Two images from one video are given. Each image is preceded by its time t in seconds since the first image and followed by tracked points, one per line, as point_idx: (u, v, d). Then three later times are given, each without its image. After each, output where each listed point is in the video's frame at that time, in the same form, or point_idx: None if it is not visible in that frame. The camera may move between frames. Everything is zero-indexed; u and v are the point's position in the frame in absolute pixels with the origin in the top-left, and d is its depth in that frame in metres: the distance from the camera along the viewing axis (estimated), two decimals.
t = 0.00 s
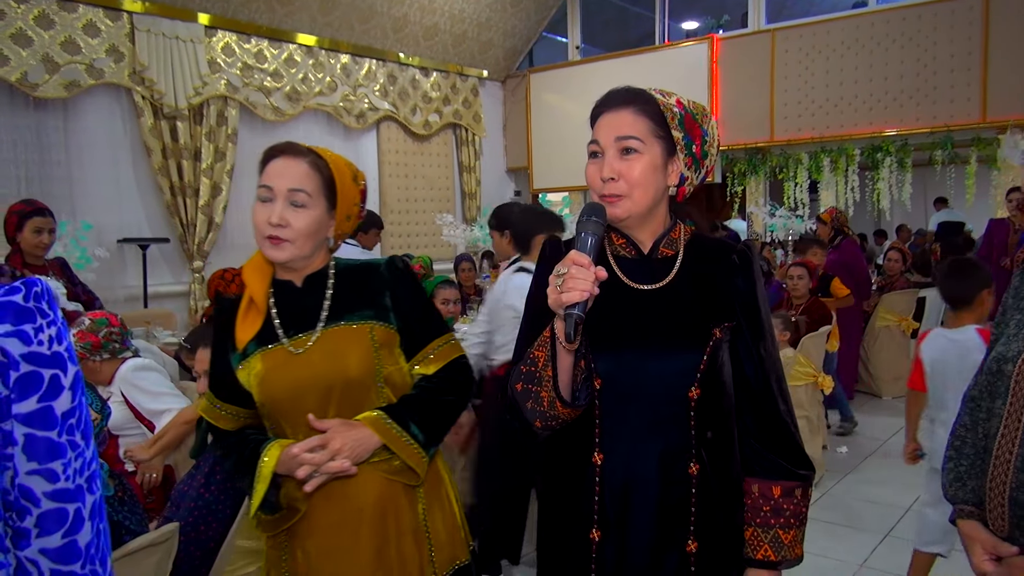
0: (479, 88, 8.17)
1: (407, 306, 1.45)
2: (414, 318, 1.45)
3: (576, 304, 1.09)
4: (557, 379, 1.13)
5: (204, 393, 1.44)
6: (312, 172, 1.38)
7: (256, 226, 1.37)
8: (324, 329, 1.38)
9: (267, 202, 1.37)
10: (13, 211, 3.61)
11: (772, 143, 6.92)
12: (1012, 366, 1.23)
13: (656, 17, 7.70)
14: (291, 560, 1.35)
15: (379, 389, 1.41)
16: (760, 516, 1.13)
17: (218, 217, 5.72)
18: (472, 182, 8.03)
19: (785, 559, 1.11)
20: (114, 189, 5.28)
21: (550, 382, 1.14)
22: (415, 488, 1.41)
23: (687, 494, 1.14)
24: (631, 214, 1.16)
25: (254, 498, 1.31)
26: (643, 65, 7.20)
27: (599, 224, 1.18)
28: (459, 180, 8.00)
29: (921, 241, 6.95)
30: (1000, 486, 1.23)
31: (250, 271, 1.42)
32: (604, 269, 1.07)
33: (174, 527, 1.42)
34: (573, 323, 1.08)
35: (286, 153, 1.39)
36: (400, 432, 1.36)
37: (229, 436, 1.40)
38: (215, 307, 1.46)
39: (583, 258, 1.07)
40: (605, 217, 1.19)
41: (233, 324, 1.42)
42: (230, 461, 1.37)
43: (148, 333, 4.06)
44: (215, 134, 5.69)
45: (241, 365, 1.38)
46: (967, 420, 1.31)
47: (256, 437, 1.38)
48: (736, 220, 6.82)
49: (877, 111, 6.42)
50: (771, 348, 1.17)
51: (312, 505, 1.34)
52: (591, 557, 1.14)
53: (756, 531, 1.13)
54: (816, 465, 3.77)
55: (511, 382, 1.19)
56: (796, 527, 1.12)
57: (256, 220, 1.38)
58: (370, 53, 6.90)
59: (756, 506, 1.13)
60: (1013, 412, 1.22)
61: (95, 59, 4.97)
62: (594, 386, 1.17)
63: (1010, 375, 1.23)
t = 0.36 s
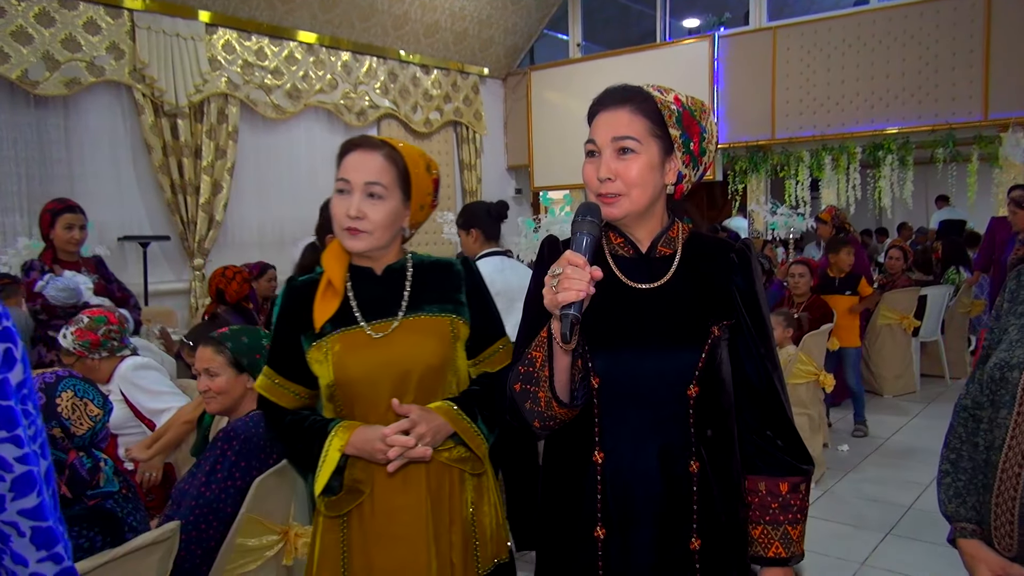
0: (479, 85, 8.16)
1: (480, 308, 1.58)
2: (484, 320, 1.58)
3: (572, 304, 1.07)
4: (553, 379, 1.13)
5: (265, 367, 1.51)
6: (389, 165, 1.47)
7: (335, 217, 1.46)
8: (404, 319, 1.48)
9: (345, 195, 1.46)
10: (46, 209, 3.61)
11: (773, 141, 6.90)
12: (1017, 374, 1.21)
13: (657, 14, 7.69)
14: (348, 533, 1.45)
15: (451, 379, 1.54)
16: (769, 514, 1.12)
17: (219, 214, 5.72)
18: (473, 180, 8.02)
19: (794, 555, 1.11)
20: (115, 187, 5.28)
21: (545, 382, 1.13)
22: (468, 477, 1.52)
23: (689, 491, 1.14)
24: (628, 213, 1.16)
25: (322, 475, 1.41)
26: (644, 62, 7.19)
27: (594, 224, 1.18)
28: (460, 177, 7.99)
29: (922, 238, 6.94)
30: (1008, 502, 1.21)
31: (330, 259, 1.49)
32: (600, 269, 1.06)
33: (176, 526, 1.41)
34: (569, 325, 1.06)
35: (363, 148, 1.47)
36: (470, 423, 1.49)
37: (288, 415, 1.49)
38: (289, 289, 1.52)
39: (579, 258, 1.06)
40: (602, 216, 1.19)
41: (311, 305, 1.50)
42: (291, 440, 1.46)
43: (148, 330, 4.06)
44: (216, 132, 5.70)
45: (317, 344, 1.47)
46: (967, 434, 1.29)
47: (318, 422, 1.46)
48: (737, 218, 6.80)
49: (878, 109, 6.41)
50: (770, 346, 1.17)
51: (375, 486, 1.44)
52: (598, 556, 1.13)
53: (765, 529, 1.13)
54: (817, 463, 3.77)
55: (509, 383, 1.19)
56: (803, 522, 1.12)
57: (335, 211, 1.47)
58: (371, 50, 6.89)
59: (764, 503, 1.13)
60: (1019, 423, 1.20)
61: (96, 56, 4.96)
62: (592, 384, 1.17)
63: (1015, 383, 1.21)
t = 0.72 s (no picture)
0: (479, 82, 8.15)
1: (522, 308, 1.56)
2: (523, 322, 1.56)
3: (569, 302, 1.07)
4: (549, 378, 1.14)
5: (312, 356, 1.60)
6: (430, 163, 1.49)
7: (379, 216, 1.49)
8: (441, 315, 1.50)
9: (388, 193, 1.49)
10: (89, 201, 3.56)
11: (774, 138, 6.89)
12: None
13: (658, 11, 7.68)
14: (380, 513, 1.46)
15: (485, 377, 1.52)
16: (761, 513, 1.11)
17: (218, 211, 5.72)
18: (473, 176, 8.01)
19: (786, 556, 1.10)
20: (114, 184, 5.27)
21: (542, 380, 1.15)
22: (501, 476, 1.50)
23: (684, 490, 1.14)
24: (627, 211, 1.16)
25: (357, 458, 1.45)
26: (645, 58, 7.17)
27: (592, 222, 1.18)
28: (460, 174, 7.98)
29: (922, 235, 6.94)
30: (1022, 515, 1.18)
31: (375, 254, 1.55)
32: (597, 267, 1.06)
33: (178, 523, 1.41)
34: (565, 322, 1.06)
35: (405, 147, 1.50)
36: (499, 422, 1.47)
37: (330, 400, 1.55)
38: (336, 283, 1.61)
39: (576, 256, 1.06)
40: (599, 214, 1.20)
41: (357, 297, 1.56)
42: (332, 423, 1.51)
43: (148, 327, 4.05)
44: (215, 129, 5.69)
45: (358, 334, 1.52)
46: (978, 445, 1.29)
47: (356, 406, 1.51)
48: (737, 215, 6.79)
49: (879, 106, 6.40)
50: (767, 345, 1.16)
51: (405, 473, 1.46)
52: (597, 551, 1.15)
53: (756, 528, 1.11)
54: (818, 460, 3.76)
55: (507, 379, 1.21)
56: (796, 523, 1.10)
57: (379, 209, 1.50)
58: (370, 47, 6.89)
59: (757, 502, 1.11)
60: None
61: (95, 53, 4.95)
62: (587, 382, 1.18)
63: None
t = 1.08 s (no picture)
0: (480, 77, 8.13)
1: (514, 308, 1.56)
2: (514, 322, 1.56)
3: (558, 299, 1.08)
4: (538, 374, 1.17)
5: (304, 351, 1.60)
6: (428, 159, 1.49)
7: (377, 212, 1.49)
8: (432, 313, 1.51)
9: (386, 189, 1.49)
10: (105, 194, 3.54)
11: (774, 134, 6.88)
12: None
13: (659, 6, 7.65)
14: (369, 513, 1.48)
15: (474, 378, 1.52)
16: (755, 512, 1.10)
17: (218, 205, 5.71)
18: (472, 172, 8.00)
19: (780, 556, 1.09)
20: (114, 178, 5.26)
21: (531, 377, 1.17)
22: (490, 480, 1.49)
23: (675, 488, 1.13)
24: (619, 207, 1.16)
25: (345, 454, 1.45)
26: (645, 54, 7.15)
27: (583, 219, 1.19)
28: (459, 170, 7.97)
29: (922, 231, 6.93)
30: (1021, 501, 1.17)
31: (370, 250, 1.56)
32: (586, 264, 1.06)
33: (177, 519, 1.42)
34: (553, 319, 1.07)
35: (404, 142, 1.50)
36: (487, 424, 1.46)
37: (319, 398, 1.55)
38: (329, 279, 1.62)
39: (565, 253, 1.07)
40: (590, 210, 1.20)
41: (350, 293, 1.57)
42: (322, 420, 1.51)
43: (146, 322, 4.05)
44: (215, 123, 5.68)
45: (349, 330, 1.53)
46: (974, 433, 1.28)
47: (346, 405, 1.51)
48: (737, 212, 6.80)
49: (879, 102, 6.39)
50: (762, 342, 1.14)
51: (393, 471, 1.46)
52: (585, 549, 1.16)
53: (751, 527, 1.10)
54: (817, 456, 3.77)
55: (498, 376, 1.24)
56: (789, 522, 1.09)
57: (377, 205, 1.50)
58: (371, 41, 6.86)
59: (751, 501, 1.10)
60: None
61: (95, 47, 4.93)
62: (577, 379, 1.19)
63: None
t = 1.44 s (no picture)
0: (480, 74, 8.13)
1: (468, 310, 1.56)
2: (474, 323, 1.56)
3: (552, 307, 1.07)
4: (533, 380, 1.14)
5: (251, 355, 1.54)
6: (386, 159, 1.47)
7: (334, 212, 1.46)
8: (388, 314, 1.47)
9: (343, 188, 1.46)
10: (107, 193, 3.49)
11: (776, 132, 6.87)
12: (1017, 367, 1.19)
13: (660, 4, 7.63)
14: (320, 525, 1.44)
15: (430, 382, 1.50)
16: (754, 512, 1.11)
17: (219, 203, 5.72)
18: (473, 170, 7.99)
19: (780, 556, 1.09)
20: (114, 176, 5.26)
21: (526, 382, 1.15)
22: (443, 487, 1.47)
23: (673, 491, 1.13)
24: (618, 206, 1.16)
25: (295, 464, 1.39)
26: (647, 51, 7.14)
27: (575, 223, 1.18)
28: (460, 167, 7.96)
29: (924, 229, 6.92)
30: (1015, 497, 1.17)
31: (324, 248, 1.53)
32: (579, 270, 1.07)
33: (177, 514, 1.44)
34: (547, 328, 1.06)
35: (360, 140, 1.47)
36: (442, 429, 1.44)
37: (268, 403, 1.49)
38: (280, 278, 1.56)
39: (558, 260, 1.07)
40: (582, 214, 1.21)
41: (300, 291, 1.52)
42: (268, 426, 1.46)
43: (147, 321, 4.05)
44: (216, 120, 5.68)
45: (299, 331, 1.48)
46: (970, 431, 1.27)
47: (295, 411, 1.46)
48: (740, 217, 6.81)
49: (881, 100, 6.39)
50: (759, 341, 1.15)
51: (348, 479, 1.43)
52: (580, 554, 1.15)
53: (750, 527, 1.11)
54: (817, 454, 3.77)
55: (495, 380, 1.21)
56: (790, 522, 1.10)
57: (333, 206, 1.47)
58: (372, 39, 6.86)
59: (750, 501, 1.12)
60: None
61: (96, 44, 4.93)
62: (574, 381, 1.18)
63: (1014, 375, 1.19)
